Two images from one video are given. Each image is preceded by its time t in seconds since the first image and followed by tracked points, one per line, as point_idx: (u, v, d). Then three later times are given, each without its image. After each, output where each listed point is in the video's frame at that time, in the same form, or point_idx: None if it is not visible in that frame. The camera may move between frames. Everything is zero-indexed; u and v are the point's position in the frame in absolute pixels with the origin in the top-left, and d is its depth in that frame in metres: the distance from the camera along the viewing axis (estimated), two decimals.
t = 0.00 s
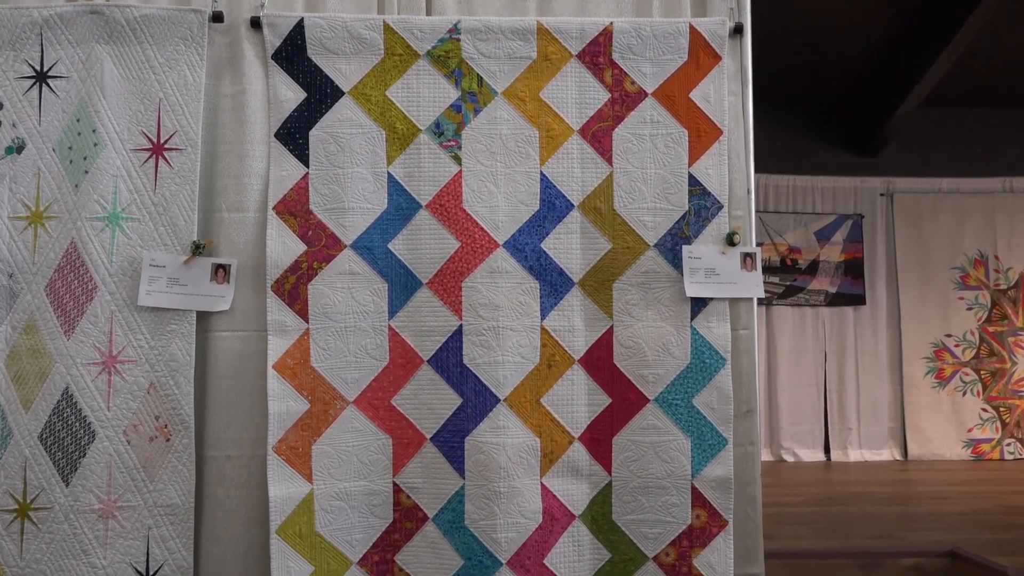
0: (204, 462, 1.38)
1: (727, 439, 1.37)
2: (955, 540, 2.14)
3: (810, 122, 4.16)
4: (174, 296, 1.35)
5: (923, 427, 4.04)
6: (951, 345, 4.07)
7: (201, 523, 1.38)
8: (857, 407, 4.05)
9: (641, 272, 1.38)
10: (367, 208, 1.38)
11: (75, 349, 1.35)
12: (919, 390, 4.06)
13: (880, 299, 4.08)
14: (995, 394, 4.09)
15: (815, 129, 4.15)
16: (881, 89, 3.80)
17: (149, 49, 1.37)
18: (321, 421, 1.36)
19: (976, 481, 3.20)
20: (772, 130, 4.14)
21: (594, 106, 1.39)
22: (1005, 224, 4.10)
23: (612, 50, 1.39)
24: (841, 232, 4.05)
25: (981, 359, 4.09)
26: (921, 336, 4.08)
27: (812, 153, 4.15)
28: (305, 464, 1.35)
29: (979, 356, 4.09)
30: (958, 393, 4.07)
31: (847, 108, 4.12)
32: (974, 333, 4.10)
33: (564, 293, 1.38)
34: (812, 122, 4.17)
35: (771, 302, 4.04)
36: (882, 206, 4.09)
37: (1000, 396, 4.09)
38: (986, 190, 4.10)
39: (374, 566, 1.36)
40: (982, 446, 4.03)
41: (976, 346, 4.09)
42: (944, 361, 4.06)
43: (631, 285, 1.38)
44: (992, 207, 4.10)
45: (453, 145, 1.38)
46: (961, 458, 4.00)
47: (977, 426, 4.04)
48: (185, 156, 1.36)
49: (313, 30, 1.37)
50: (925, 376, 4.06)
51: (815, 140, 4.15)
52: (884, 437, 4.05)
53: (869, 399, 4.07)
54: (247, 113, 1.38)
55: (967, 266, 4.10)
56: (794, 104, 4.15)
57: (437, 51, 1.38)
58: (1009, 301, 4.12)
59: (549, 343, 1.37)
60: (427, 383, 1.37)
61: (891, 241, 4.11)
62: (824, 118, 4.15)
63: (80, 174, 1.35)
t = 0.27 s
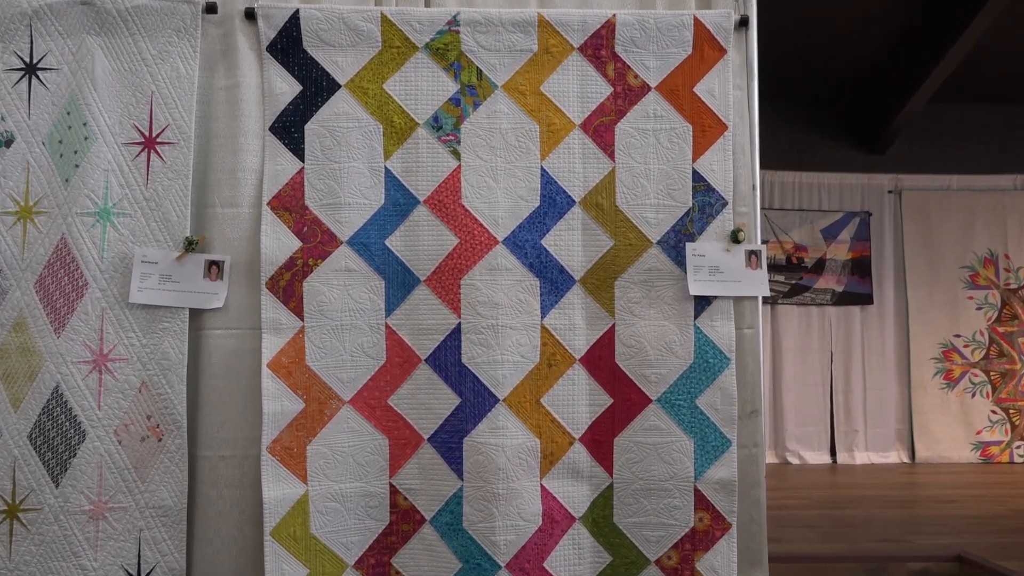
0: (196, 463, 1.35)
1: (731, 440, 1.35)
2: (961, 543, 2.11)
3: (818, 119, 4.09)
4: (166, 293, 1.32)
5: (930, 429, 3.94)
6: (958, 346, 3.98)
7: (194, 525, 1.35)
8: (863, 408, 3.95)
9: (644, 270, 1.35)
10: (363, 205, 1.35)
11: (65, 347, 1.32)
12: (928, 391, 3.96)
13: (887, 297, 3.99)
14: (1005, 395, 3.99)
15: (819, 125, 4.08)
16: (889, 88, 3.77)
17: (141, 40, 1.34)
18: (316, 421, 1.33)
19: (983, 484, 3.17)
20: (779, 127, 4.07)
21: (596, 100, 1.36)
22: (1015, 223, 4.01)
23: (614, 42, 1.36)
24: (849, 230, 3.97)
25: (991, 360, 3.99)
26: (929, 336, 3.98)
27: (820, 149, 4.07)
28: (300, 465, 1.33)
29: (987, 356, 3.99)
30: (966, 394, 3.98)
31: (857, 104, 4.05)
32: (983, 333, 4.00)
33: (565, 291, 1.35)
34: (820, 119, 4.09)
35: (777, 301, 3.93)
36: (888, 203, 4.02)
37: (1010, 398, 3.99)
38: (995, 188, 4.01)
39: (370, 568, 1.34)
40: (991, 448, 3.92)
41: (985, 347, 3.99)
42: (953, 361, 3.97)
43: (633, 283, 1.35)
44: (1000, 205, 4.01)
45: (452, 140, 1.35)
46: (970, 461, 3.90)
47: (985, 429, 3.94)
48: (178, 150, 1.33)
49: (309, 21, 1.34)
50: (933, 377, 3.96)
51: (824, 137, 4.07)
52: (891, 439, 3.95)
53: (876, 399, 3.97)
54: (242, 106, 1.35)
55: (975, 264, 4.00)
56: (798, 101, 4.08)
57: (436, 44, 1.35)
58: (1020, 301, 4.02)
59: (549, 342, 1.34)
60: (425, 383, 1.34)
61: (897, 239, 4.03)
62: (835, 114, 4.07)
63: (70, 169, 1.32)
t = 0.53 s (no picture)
0: (185, 473, 1.32)
1: (732, 450, 1.32)
2: (966, 557, 2.08)
3: (824, 119, 3.89)
4: (155, 300, 1.29)
5: (937, 440, 3.78)
6: (965, 354, 3.83)
7: (182, 537, 1.32)
8: (868, 418, 3.80)
9: (643, 276, 1.32)
10: (357, 209, 1.32)
11: (51, 355, 1.29)
12: (933, 400, 3.81)
13: (892, 304, 3.83)
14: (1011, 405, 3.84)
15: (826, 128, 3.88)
16: (894, 90, 3.57)
17: (131, 42, 1.31)
18: (308, 431, 1.30)
19: (990, 496, 3.12)
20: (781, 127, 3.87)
21: (595, 103, 1.34)
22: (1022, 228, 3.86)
23: (613, 44, 1.34)
24: (852, 236, 3.82)
25: (997, 369, 3.85)
26: (934, 344, 3.83)
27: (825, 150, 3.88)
28: (292, 475, 1.30)
29: (995, 365, 3.84)
30: (973, 404, 3.82)
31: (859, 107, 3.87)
32: (990, 342, 3.85)
33: (563, 298, 1.32)
34: (827, 119, 3.89)
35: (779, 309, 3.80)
36: (894, 207, 3.85)
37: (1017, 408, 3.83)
38: (1001, 192, 3.86)
39: None
40: (998, 459, 3.77)
41: (992, 355, 3.84)
42: (958, 370, 3.82)
43: (632, 289, 1.32)
44: (1008, 209, 3.86)
45: (448, 143, 1.32)
46: (976, 472, 3.74)
47: (992, 439, 3.78)
48: (168, 153, 1.30)
49: (302, 22, 1.32)
50: (939, 386, 3.81)
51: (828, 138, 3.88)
52: (896, 450, 3.79)
53: (881, 410, 3.81)
54: (233, 109, 1.32)
55: (982, 271, 3.85)
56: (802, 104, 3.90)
57: (431, 46, 1.33)
58: None
59: (547, 350, 1.32)
60: (420, 391, 1.31)
61: (903, 245, 3.87)
62: (838, 116, 3.89)
63: (58, 172, 1.29)
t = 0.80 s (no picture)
0: (174, 478, 1.28)
1: (738, 452, 1.28)
2: (979, 562, 2.04)
3: (829, 113, 3.83)
4: (143, 299, 1.25)
5: (949, 441, 3.74)
6: (978, 353, 3.79)
7: (172, 543, 1.28)
8: (878, 418, 3.75)
9: (645, 273, 1.29)
10: (351, 205, 1.28)
11: (35, 356, 1.25)
12: (944, 400, 3.76)
13: (903, 301, 3.78)
14: None
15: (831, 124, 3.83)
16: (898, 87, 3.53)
17: (117, 33, 1.27)
18: (300, 433, 1.26)
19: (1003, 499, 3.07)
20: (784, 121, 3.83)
21: (594, 95, 1.30)
22: None
23: (614, 34, 1.30)
24: (862, 231, 3.77)
25: (1010, 368, 3.81)
26: (946, 343, 3.79)
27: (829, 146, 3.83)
28: (284, 478, 1.26)
29: (1009, 364, 3.81)
30: (986, 404, 3.78)
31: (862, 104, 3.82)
32: (1002, 340, 3.82)
33: (562, 296, 1.28)
34: (831, 114, 3.83)
35: (785, 305, 3.73)
36: (903, 203, 3.81)
37: None
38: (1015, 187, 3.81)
39: None
40: (1012, 461, 3.73)
41: (1004, 354, 3.80)
42: (971, 369, 3.78)
43: (634, 287, 1.28)
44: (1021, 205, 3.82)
45: (444, 137, 1.28)
46: (990, 474, 3.70)
47: (1006, 440, 3.75)
48: (155, 147, 1.27)
49: (293, 13, 1.28)
50: (951, 386, 3.77)
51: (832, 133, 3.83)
52: (907, 450, 3.75)
53: (891, 410, 3.76)
54: (222, 101, 1.28)
55: (994, 268, 3.80)
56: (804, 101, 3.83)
57: (426, 36, 1.29)
58: None
59: (546, 349, 1.28)
60: (415, 392, 1.27)
61: (914, 240, 3.82)
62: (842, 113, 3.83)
63: (42, 167, 1.25)
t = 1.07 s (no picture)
0: (161, 483, 1.24)
1: (745, 457, 1.23)
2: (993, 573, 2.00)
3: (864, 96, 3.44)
4: (128, 298, 1.21)
5: (964, 448, 3.48)
6: (993, 355, 3.53)
7: (159, 551, 1.24)
8: (890, 424, 3.50)
9: (649, 271, 1.24)
10: (344, 202, 1.24)
11: (18, 357, 1.21)
12: (960, 405, 3.51)
13: (915, 302, 3.54)
14: None
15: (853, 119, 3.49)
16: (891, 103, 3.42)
17: (102, 23, 1.23)
18: (292, 437, 1.22)
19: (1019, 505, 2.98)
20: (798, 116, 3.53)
21: (596, 87, 1.25)
22: None
23: (617, 25, 1.25)
24: (873, 229, 3.52)
25: None
26: (961, 345, 3.53)
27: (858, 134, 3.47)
28: (274, 484, 1.21)
29: None
30: (1002, 408, 3.51)
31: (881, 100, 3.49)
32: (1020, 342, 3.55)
33: (564, 295, 1.24)
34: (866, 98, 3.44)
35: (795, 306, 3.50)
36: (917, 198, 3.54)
37: None
38: None
39: None
40: None
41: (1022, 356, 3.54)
42: (986, 372, 3.52)
43: (638, 286, 1.24)
44: None
45: (440, 131, 1.24)
46: (1006, 480, 3.42)
47: None
48: (142, 142, 1.22)
49: (285, 2, 1.24)
50: (966, 390, 3.51)
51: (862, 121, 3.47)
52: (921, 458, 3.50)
53: (904, 415, 3.51)
54: (211, 93, 1.24)
55: (1011, 266, 3.53)
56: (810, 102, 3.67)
57: (423, 26, 1.25)
58: None
59: (547, 350, 1.23)
60: (411, 395, 1.23)
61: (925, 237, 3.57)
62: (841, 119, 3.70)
63: (24, 162, 1.21)
